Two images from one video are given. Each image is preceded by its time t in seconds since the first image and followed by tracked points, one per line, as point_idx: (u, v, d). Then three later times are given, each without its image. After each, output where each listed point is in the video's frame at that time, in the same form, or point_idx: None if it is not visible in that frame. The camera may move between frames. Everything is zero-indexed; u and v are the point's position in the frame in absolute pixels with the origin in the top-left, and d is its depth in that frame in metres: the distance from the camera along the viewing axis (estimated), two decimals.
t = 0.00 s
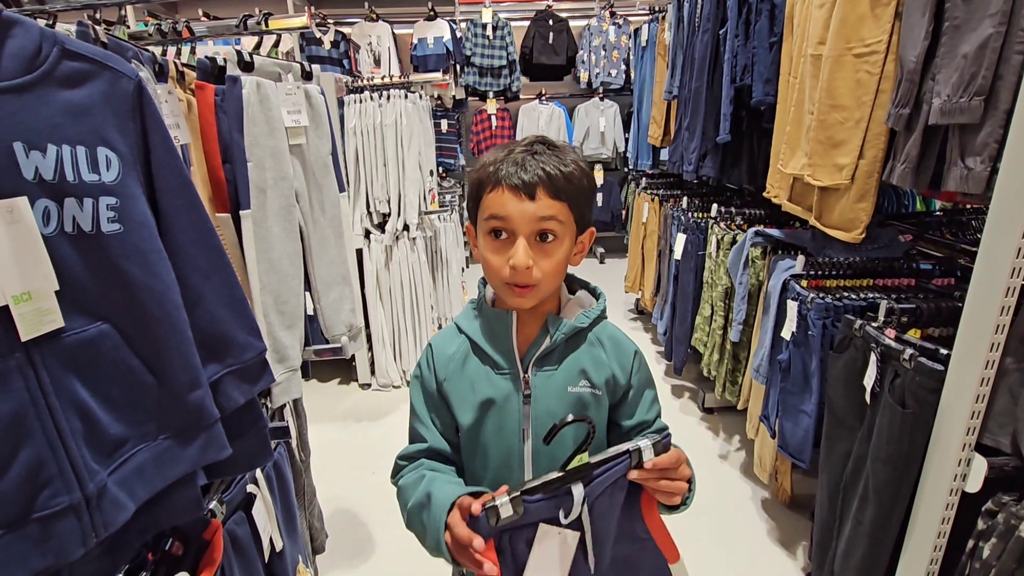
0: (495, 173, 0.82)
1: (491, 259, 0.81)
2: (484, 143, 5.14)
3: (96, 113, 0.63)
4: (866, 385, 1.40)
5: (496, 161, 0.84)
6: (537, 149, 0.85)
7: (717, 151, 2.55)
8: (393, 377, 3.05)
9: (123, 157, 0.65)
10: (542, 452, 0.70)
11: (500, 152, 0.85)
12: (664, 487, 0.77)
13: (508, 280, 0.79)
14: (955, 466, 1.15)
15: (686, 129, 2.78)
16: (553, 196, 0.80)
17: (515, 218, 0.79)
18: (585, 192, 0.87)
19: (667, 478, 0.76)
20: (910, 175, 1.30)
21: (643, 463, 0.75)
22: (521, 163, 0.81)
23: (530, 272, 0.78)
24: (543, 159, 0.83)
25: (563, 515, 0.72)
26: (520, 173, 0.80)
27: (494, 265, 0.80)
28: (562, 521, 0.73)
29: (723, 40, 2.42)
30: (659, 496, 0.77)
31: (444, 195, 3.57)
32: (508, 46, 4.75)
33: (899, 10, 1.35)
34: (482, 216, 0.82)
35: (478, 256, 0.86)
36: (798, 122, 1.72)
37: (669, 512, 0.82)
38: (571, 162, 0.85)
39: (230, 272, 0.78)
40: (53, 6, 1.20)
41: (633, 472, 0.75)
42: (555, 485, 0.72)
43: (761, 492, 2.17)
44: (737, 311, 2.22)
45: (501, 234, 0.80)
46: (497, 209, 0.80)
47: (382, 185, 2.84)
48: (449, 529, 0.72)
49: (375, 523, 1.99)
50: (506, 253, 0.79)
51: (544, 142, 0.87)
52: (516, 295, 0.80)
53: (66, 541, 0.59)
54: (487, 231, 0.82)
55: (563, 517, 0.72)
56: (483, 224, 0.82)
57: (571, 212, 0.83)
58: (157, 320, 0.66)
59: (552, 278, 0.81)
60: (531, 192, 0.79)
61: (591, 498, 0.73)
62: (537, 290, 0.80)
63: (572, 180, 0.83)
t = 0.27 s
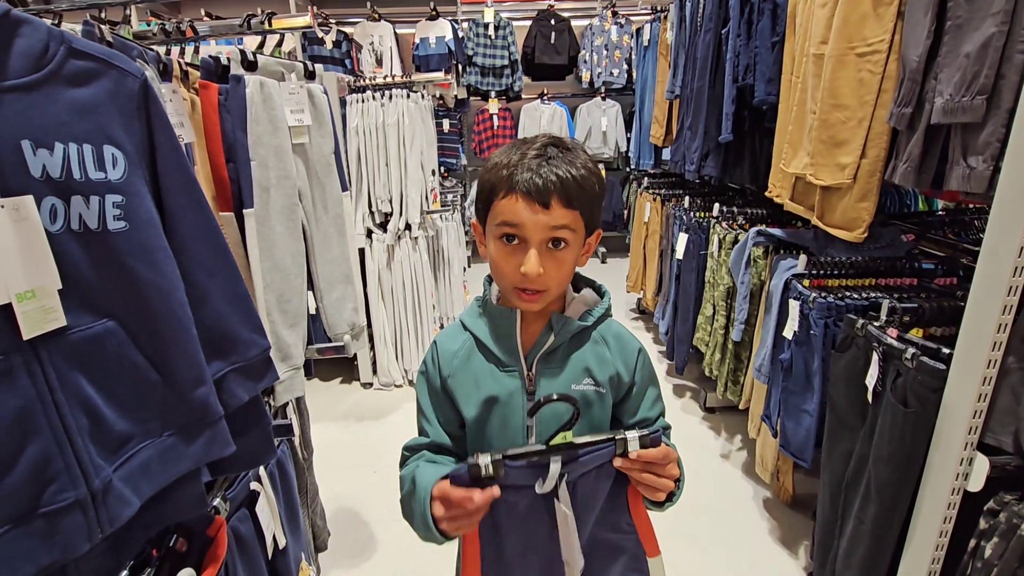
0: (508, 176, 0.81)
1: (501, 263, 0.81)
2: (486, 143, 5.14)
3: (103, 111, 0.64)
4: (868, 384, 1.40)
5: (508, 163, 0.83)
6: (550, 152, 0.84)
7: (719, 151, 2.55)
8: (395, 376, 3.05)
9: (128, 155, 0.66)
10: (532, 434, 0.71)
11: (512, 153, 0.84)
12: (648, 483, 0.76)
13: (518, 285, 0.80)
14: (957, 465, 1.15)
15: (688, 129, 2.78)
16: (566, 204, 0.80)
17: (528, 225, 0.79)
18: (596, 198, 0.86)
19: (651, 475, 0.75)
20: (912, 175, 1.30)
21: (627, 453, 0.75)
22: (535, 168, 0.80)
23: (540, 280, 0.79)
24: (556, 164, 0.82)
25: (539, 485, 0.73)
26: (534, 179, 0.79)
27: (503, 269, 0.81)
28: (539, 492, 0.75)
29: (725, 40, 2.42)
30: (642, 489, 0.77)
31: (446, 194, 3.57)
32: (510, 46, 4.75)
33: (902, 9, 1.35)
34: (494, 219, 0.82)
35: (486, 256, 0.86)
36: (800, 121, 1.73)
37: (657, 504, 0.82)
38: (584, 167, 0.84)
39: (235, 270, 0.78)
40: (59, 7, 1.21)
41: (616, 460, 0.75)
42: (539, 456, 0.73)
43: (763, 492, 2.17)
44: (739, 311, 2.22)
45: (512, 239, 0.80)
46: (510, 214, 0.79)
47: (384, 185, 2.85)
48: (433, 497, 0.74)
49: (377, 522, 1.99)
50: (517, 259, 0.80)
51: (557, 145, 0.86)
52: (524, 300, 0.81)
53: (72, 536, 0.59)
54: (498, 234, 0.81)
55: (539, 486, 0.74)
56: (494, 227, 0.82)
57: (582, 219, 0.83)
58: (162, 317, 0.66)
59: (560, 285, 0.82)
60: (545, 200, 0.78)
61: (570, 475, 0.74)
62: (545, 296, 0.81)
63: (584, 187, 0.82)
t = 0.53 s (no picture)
0: (508, 189, 0.80)
1: (498, 272, 0.83)
2: (487, 143, 5.15)
3: (108, 111, 0.64)
4: (869, 384, 1.40)
5: (511, 172, 0.82)
6: (554, 163, 0.83)
7: (720, 151, 2.55)
8: (396, 377, 3.06)
9: (133, 155, 0.66)
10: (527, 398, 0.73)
11: (518, 161, 0.84)
12: (658, 448, 0.74)
13: (511, 296, 0.81)
14: (958, 465, 1.15)
15: (688, 129, 2.78)
16: (563, 220, 0.79)
17: (523, 240, 0.79)
18: (599, 212, 0.85)
19: (661, 437, 0.74)
20: (914, 175, 1.30)
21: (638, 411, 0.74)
22: (535, 182, 0.79)
23: (532, 293, 0.80)
24: (558, 177, 0.81)
25: (545, 406, 0.76)
26: (532, 193, 0.78)
27: (499, 278, 0.82)
28: (543, 417, 0.77)
29: (726, 41, 2.42)
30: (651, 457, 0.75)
31: (446, 195, 3.58)
32: (510, 46, 4.75)
33: (903, 10, 1.35)
34: (493, 229, 0.82)
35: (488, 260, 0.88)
36: (801, 122, 1.73)
37: (669, 479, 0.79)
38: (587, 181, 0.83)
39: (238, 270, 0.78)
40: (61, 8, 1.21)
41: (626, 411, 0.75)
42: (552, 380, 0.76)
43: (764, 492, 2.17)
44: (740, 311, 2.22)
45: (508, 251, 0.81)
46: (507, 226, 0.80)
47: (385, 185, 2.85)
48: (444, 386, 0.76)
49: (378, 522, 2.00)
50: (512, 271, 0.81)
51: (563, 155, 0.84)
52: (518, 310, 0.83)
53: (77, 535, 0.60)
54: (496, 245, 0.82)
55: (545, 410, 0.76)
56: (493, 237, 0.82)
57: (582, 234, 0.82)
58: (166, 317, 0.67)
59: (553, 299, 0.83)
60: (541, 217, 0.78)
61: (576, 409, 0.75)
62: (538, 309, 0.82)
63: (585, 203, 0.81)
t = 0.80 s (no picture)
0: (507, 183, 0.81)
1: (493, 265, 0.83)
2: (486, 144, 5.15)
3: (106, 113, 0.64)
4: (868, 385, 1.40)
5: (513, 168, 0.83)
6: (556, 163, 0.83)
7: (720, 151, 2.55)
8: (396, 377, 3.06)
9: (132, 157, 0.67)
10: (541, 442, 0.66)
11: (520, 158, 0.84)
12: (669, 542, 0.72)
13: (503, 288, 0.81)
14: (957, 466, 1.15)
15: (688, 129, 2.78)
16: (558, 218, 0.79)
17: (517, 233, 0.79)
18: (597, 214, 0.85)
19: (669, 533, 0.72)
20: (913, 176, 1.30)
21: (638, 513, 0.71)
22: (533, 178, 0.80)
23: (522, 288, 0.79)
24: (558, 175, 0.81)
25: (535, 514, 0.73)
26: (528, 188, 0.79)
27: (493, 271, 0.83)
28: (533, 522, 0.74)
29: (725, 41, 2.42)
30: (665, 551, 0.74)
31: (446, 195, 3.58)
32: (510, 47, 4.75)
33: (902, 10, 1.35)
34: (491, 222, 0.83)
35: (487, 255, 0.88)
36: (801, 122, 1.73)
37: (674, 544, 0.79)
38: (587, 181, 0.83)
39: (237, 272, 0.78)
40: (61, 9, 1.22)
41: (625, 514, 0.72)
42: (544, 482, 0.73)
43: (763, 493, 2.17)
44: (739, 312, 2.22)
45: (503, 244, 0.81)
46: (502, 220, 0.80)
47: (385, 185, 2.85)
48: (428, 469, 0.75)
49: (377, 523, 1.99)
50: (504, 264, 0.81)
51: (566, 156, 0.85)
52: (508, 305, 0.82)
53: (75, 537, 0.60)
54: (493, 238, 0.83)
55: (535, 518, 0.73)
56: (491, 230, 0.83)
57: (577, 234, 0.82)
58: (164, 318, 0.67)
59: (545, 297, 0.82)
60: (535, 211, 0.78)
61: (569, 513, 0.73)
62: (528, 305, 0.81)
63: (581, 204, 0.81)
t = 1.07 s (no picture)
0: (509, 187, 0.80)
1: (497, 268, 0.83)
2: (486, 144, 5.15)
3: (104, 113, 0.64)
4: (868, 385, 1.40)
5: (513, 171, 0.82)
6: (556, 165, 0.83)
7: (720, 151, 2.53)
8: (395, 377, 3.05)
9: (129, 157, 0.66)
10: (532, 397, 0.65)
11: (520, 161, 0.83)
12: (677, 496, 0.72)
13: (509, 291, 0.82)
14: (956, 466, 1.14)
15: (687, 129, 2.78)
16: (564, 222, 0.79)
17: (524, 238, 0.79)
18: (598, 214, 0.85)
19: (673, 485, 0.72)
20: (912, 176, 1.30)
21: (639, 465, 0.71)
22: (537, 182, 0.79)
23: (530, 291, 0.80)
24: (559, 179, 0.81)
25: (533, 480, 0.73)
26: (533, 194, 0.78)
27: (497, 274, 0.83)
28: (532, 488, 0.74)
29: (725, 41, 2.42)
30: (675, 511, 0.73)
31: (446, 195, 3.58)
32: (510, 47, 4.75)
33: (901, 10, 1.35)
34: (492, 226, 0.82)
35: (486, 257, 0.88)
36: (800, 123, 1.73)
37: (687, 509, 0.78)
38: (588, 183, 0.83)
39: (235, 273, 0.78)
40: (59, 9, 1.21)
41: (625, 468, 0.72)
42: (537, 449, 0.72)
43: (763, 493, 2.17)
44: (739, 312, 2.22)
45: (508, 248, 0.81)
46: (507, 225, 0.80)
47: (384, 186, 2.85)
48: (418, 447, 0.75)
49: (376, 523, 1.99)
50: (510, 268, 0.81)
51: (564, 157, 0.84)
52: (515, 306, 0.83)
53: (72, 538, 0.59)
54: (496, 241, 0.82)
55: (532, 483, 0.73)
56: (493, 234, 0.82)
57: (581, 235, 0.83)
58: (162, 318, 0.67)
59: (551, 297, 0.83)
60: (542, 216, 0.78)
61: (567, 474, 0.73)
62: (535, 306, 0.83)
63: (585, 206, 0.81)
